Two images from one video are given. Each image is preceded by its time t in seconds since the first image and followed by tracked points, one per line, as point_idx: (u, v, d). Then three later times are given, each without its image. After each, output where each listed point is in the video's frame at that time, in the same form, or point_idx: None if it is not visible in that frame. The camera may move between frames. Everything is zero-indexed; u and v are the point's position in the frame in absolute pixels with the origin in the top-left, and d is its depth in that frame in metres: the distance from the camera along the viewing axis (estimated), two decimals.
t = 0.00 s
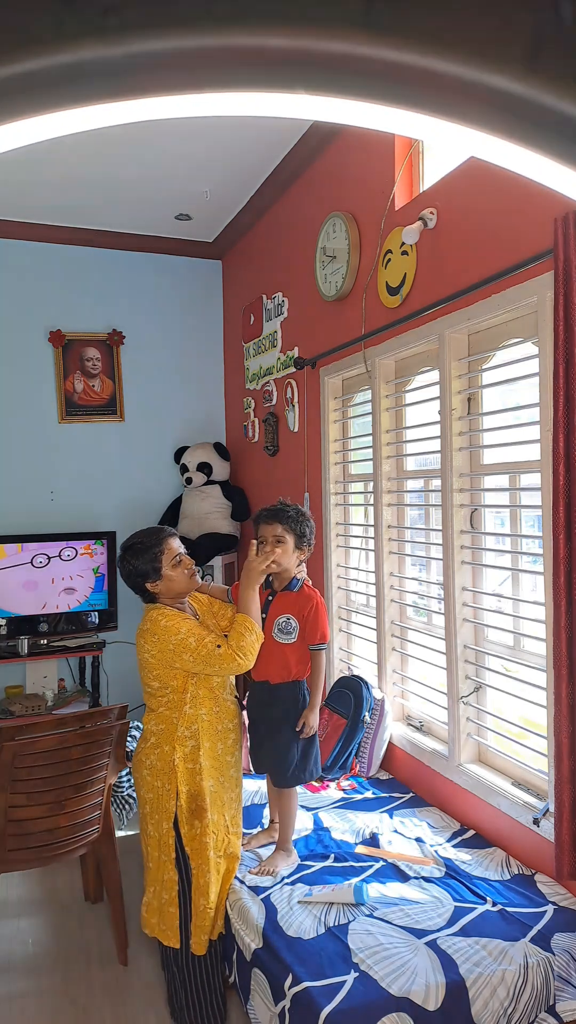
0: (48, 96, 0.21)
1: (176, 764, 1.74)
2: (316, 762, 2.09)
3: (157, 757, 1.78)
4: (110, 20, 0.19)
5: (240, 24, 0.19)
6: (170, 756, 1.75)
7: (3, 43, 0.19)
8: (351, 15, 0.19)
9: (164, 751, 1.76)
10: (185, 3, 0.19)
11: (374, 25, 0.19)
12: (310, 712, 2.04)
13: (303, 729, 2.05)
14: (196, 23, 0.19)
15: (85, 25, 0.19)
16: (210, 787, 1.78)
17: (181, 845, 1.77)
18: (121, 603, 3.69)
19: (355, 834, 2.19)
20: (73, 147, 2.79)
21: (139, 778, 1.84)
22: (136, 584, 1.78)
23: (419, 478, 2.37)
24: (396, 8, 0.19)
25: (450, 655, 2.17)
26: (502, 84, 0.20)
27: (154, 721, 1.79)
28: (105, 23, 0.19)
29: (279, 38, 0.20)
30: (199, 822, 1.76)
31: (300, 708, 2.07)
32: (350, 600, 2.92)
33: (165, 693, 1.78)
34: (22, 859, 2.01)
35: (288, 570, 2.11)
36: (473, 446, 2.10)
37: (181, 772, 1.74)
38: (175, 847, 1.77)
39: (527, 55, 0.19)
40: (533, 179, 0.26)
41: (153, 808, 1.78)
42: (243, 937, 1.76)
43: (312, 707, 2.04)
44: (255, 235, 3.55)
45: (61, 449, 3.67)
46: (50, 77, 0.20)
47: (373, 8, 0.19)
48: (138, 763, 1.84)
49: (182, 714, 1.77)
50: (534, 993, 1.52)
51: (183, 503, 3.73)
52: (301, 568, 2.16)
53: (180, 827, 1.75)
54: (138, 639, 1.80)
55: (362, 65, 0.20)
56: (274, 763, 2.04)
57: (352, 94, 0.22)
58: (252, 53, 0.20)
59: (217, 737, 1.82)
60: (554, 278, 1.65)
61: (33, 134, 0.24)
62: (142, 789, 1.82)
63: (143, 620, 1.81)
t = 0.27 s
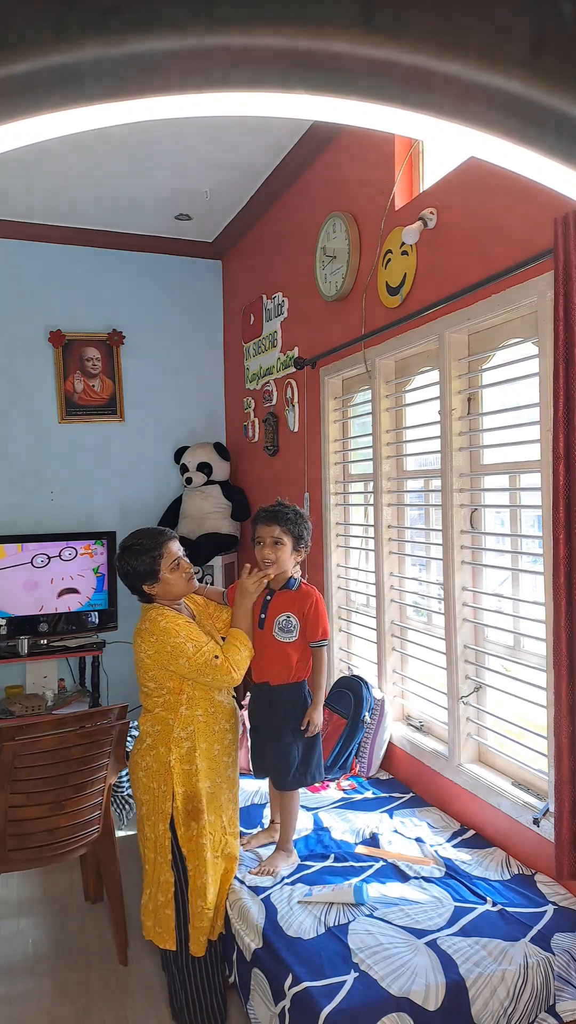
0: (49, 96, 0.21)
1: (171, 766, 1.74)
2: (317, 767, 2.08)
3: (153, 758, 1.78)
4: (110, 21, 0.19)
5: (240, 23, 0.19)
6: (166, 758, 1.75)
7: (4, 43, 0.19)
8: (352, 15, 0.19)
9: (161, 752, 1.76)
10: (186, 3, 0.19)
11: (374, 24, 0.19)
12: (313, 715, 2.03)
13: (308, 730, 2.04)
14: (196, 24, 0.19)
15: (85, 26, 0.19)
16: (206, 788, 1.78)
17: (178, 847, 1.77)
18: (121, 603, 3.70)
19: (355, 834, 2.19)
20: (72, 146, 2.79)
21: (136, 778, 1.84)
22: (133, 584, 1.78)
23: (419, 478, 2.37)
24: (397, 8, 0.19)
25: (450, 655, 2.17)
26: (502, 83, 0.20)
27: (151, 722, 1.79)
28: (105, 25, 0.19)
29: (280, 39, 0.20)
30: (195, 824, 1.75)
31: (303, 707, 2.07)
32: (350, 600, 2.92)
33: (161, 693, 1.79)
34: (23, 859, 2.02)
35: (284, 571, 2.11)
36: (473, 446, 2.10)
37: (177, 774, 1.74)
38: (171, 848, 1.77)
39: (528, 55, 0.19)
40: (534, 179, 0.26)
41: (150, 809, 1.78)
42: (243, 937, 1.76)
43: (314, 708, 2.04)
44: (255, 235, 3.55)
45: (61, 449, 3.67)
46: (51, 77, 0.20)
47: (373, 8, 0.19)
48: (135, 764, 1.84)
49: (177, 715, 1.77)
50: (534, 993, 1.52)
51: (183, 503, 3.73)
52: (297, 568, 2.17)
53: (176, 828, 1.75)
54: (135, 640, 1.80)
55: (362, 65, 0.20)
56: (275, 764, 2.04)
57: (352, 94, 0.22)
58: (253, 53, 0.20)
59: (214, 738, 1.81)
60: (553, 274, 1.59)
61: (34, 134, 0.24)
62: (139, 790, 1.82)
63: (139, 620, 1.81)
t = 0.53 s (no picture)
0: (48, 96, 0.21)
1: (169, 765, 1.74)
2: (317, 769, 2.07)
3: (151, 758, 1.78)
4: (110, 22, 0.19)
5: (240, 24, 0.19)
6: (164, 757, 1.76)
7: (3, 44, 0.19)
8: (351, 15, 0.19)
9: (158, 751, 1.76)
10: (185, 4, 0.19)
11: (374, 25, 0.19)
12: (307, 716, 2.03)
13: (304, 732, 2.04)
14: (196, 23, 0.19)
15: (84, 26, 0.19)
16: (204, 787, 1.78)
17: (177, 846, 1.77)
18: (121, 603, 3.69)
19: (355, 834, 2.19)
20: (72, 146, 2.79)
21: (134, 779, 1.84)
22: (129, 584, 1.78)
23: (419, 478, 2.36)
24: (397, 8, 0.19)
25: (450, 655, 2.17)
26: (502, 83, 0.20)
27: (148, 722, 1.79)
28: (104, 25, 0.19)
29: (280, 38, 0.20)
30: (193, 822, 1.76)
31: (298, 709, 2.07)
32: (350, 600, 2.91)
33: (158, 694, 1.78)
34: (23, 859, 2.02)
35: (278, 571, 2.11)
36: (473, 446, 2.10)
37: (175, 773, 1.75)
38: (170, 846, 1.77)
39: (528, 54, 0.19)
40: (534, 179, 0.26)
41: (148, 808, 1.78)
42: (244, 937, 1.76)
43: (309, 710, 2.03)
44: (255, 235, 3.55)
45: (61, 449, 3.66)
46: (50, 77, 0.20)
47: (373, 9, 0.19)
48: (134, 764, 1.84)
49: (175, 715, 1.77)
50: (534, 993, 1.52)
51: (183, 503, 3.73)
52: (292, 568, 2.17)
53: (174, 827, 1.76)
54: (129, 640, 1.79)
55: (362, 65, 0.20)
56: (270, 764, 2.05)
57: (351, 94, 0.22)
58: (253, 53, 0.20)
59: (212, 739, 1.80)
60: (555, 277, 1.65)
61: (34, 134, 0.24)
62: (138, 790, 1.82)
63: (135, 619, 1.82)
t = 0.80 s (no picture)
0: (49, 96, 0.21)
1: (165, 765, 1.75)
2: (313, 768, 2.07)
3: (148, 759, 1.78)
4: (110, 21, 0.19)
5: (241, 24, 0.19)
6: (160, 757, 1.76)
7: (3, 45, 0.19)
8: (351, 16, 0.19)
9: (155, 751, 1.77)
10: (186, 4, 0.19)
11: (375, 24, 0.19)
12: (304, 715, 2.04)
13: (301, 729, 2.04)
14: (197, 23, 0.19)
15: (85, 27, 0.19)
16: (201, 787, 1.78)
17: (173, 846, 1.78)
18: (121, 603, 3.69)
19: (355, 834, 2.19)
20: (72, 146, 2.79)
21: (133, 778, 1.85)
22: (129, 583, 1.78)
23: (419, 478, 2.36)
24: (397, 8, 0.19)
25: (450, 655, 2.17)
26: (503, 82, 0.20)
27: (145, 722, 1.80)
28: (105, 25, 0.19)
29: (281, 39, 0.20)
30: (189, 822, 1.76)
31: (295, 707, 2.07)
32: (350, 600, 2.91)
33: (154, 693, 1.78)
34: (23, 859, 2.02)
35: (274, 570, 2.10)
36: (473, 446, 2.10)
37: (172, 773, 1.76)
38: (167, 846, 1.79)
39: (527, 55, 0.19)
40: (531, 178, 0.26)
41: (146, 808, 1.79)
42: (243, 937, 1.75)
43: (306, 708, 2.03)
44: (255, 235, 3.55)
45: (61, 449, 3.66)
46: (51, 77, 0.20)
47: (373, 9, 0.19)
48: (132, 764, 1.85)
49: (171, 715, 1.77)
50: (534, 993, 1.52)
51: (183, 503, 3.73)
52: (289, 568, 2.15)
53: (170, 827, 1.77)
54: (126, 635, 1.79)
55: (362, 65, 0.20)
56: (266, 763, 2.05)
57: (351, 94, 0.22)
58: (254, 54, 0.20)
59: (209, 739, 1.80)
60: (554, 277, 1.64)
61: (35, 134, 0.24)
62: (136, 790, 1.83)
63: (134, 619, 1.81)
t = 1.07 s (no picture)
0: (48, 95, 0.21)
1: (172, 755, 1.75)
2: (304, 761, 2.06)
3: (154, 750, 1.79)
4: (109, 21, 0.19)
5: (241, 23, 0.19)
6: (166, 748, 1.76)
7: (3, 44, 0.19)
8: (352, 16, 0.19)
9: (161, 742, 1.77)
10: (186, 4, 0.19)
11: (374, 24, 0.19)
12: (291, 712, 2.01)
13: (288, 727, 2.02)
14: (197, 22, 0.19)
15: (84, 26, 0.19)
16: (206, 778, 1.78)
17: (179, 839, 1.77)
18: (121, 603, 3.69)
19: (355, 834, 2.19)
20: (72, 146, 2.79)
21: (138, 774, 1.85)
22: (140, 578, 1.78)
23: (419, 478, 2.36)
24: (398, 8, 0.19)
25: (450, 655, 2.17)
26: (504, 83, 0.20)
27: (152, 714, 1.80)
28: (104, 25, 0.19)
29: (282, 39, 0.20)
30: (194, 813, 1.76)
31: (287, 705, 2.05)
32: (350, 600, 2.91)
33: (162, 684, 1.79)
34: (23, 859, 2.02)
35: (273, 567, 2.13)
36: (473, 446, 2.10)
37: (177, 763, 1.75)
38: (172, 839, 1.77)
39: (527, 54, 0.19)
40: (532, 179, 0.26)
41: (151, 801, 1.79)
42: (243, 937, 1.76)
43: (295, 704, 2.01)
44: (255, 235, 3.55)
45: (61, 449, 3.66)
46: (50, 77, 0.20)
47: (373, 9, 0.19)
48: (137, 759, 1.85)
49: (177, 705, 1.78)
50: (535, 993, 1.50)
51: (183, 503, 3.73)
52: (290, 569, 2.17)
53: (175, 819, 1.76)
54: (137, 627, 1.83)
55: (363, 66, 0.20)
56: (257, 757, 2.04)
57: (350, 94, 0.22)
58: (255, 54, 0.20)
59: (214, 730, 1.81)
60: (554, 277, 1.64)
61: (35, 134, 0.24)
62: (141, 784, 1.83)
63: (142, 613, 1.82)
